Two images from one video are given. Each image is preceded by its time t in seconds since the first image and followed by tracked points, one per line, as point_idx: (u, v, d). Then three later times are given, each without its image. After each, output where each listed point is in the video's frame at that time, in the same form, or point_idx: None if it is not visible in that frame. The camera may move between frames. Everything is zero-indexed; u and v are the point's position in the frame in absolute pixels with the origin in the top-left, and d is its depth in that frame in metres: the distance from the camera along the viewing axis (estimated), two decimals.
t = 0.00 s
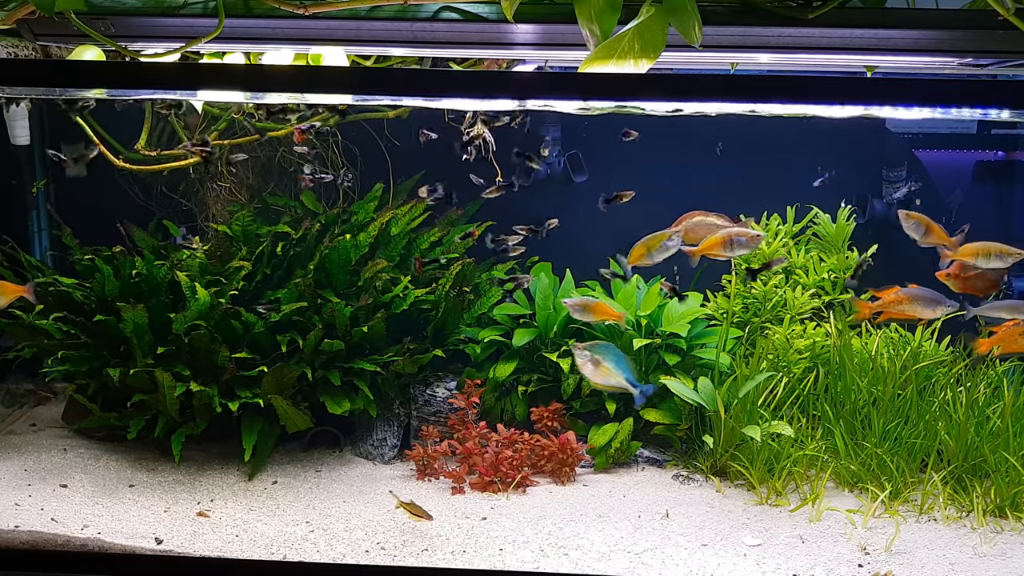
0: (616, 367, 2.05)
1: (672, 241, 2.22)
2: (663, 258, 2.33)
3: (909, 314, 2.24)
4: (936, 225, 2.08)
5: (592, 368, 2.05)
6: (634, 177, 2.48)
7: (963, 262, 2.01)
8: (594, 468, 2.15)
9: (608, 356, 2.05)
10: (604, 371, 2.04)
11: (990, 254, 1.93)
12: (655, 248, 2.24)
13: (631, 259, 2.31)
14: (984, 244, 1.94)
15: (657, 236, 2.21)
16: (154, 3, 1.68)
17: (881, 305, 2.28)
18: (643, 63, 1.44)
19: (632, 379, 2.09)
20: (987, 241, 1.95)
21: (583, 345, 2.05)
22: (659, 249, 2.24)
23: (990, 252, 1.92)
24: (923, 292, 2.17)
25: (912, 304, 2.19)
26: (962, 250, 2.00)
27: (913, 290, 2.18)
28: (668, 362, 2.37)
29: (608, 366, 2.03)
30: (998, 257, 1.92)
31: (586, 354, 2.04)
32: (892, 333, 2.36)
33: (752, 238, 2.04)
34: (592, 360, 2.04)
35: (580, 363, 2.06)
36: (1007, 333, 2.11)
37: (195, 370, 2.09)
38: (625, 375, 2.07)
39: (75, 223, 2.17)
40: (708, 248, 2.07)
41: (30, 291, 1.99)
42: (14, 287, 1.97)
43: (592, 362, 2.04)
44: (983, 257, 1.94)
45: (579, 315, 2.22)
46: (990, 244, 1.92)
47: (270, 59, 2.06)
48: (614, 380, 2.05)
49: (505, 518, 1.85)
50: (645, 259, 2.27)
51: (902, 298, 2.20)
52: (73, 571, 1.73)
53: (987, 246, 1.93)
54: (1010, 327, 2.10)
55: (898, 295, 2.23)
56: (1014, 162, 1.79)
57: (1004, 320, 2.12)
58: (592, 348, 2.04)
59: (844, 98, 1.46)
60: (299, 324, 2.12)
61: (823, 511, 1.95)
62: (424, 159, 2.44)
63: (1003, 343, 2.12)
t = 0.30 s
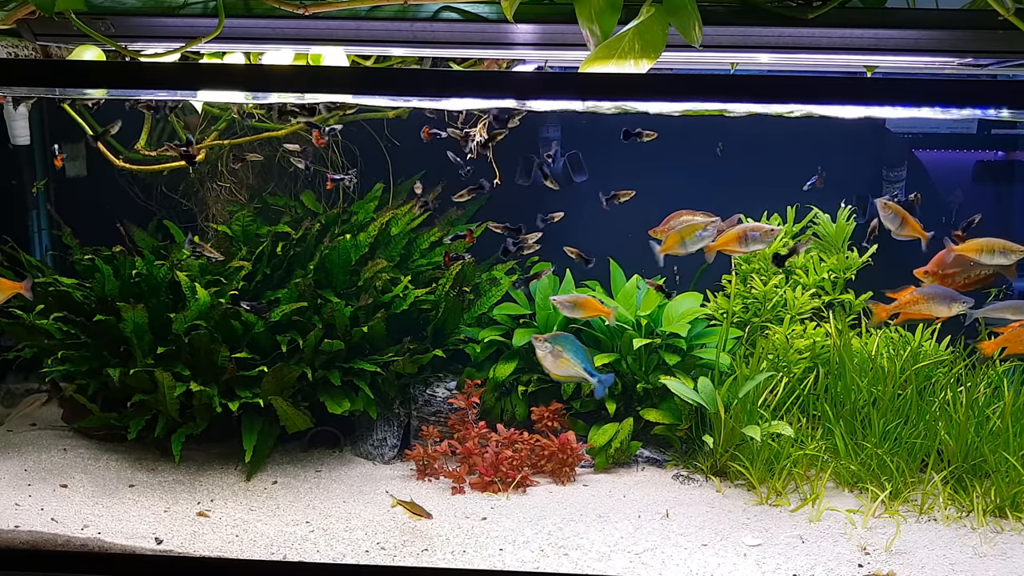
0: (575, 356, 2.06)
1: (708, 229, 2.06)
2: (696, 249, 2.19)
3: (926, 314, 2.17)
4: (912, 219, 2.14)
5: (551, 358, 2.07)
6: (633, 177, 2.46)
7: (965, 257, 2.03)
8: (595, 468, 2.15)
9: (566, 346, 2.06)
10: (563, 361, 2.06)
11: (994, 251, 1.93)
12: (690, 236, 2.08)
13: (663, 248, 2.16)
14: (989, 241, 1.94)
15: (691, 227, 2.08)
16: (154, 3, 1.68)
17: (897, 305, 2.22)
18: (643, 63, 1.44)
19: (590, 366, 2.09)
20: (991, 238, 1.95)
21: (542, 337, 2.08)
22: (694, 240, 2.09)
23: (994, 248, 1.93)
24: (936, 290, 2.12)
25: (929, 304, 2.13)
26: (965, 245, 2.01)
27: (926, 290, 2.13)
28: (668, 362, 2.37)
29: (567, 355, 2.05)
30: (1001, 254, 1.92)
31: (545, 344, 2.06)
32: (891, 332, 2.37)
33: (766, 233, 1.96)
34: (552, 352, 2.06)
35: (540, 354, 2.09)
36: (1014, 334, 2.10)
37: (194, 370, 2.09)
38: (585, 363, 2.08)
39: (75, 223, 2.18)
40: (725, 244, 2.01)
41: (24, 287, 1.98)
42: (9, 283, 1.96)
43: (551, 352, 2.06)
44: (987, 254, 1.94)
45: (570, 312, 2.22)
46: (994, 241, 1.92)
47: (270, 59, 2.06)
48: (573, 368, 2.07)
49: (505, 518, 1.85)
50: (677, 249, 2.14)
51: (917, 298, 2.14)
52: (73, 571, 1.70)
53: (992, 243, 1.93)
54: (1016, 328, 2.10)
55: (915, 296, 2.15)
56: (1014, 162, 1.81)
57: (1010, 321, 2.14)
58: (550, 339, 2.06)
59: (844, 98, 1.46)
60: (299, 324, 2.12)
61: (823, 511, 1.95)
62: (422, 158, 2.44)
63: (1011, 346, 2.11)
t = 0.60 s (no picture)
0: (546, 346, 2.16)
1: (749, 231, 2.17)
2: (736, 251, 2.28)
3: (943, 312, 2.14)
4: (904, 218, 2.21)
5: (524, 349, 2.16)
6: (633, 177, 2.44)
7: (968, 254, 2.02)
8: (594, 468, 2.15)
9: (537, 337, 2.15)
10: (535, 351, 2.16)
11: (999, 248, 1.93)
12: (732, 238, 2.19)
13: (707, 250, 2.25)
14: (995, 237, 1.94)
15: (731, 228, 2.17)
16: (154, 3, 1.69)
17: (913, 305, 2.19)
18: (643, 63, 1.44)
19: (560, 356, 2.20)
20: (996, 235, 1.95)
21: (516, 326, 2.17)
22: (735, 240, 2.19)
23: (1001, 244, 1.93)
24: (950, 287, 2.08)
25: (942, 301, 2.10)
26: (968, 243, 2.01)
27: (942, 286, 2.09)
28: (668, 362, 2.37)
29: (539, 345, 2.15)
30: (1006, 252, 1.93)
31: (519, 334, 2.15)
32: (892, 333, 2.34)
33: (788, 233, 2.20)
34: (524, 342, 2.15)
35: (515, 344, 2.17)
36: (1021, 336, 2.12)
37: (194, 370, 2.09)
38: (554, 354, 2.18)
39: (76, 223, 2.15)
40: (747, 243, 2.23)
41: (22, 282, 2.03)
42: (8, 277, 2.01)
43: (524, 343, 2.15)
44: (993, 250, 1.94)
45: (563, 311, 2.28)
46: (999, 238, 1.93)
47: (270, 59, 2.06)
48: (545, 358, 2.17)
49: (505, 518, 1.85)
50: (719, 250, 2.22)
51: (932, 297, 2.11)
52: (73, 571, 1.73)
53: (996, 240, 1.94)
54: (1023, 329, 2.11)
55: (927, 294, 2.13)
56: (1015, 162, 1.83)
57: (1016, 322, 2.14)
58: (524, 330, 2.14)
59: (844, 98, 1.46)
60: (299, 324, 2.12)
61: (823, 511, 1.95)
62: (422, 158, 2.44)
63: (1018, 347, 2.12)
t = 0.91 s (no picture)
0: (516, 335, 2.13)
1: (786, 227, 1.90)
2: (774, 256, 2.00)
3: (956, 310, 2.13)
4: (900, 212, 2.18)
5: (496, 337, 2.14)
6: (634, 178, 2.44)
7: (973, 252, 2.00)
8: (594, 468, 2.14)
9: (508, 325, 2.14)
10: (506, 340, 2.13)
11: (1004, 246, 1.92)
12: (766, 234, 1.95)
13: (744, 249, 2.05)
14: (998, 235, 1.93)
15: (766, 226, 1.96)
16: (154, 3, 1.68)
17: (926, 303, 2.18)
18: (643, 63, 1.44)
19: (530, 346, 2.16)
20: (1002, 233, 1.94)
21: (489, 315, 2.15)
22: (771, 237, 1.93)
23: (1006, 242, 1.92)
24: (963, 283, 2.07)
25: (955, 299, 2.09)
26: (973, 240, 1.98)
27: (952, 284, 2.08)
28: (668, 362, 2.36)
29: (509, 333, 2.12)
30: (1010, 249, 1.91)
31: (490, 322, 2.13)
32: (891, 333, 2.35)
33: (828, 251, 1.85)
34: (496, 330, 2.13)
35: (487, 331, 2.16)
36: None
37: (195, 370, 2.09)
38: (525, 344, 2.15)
39: (76, 223, 2.14)
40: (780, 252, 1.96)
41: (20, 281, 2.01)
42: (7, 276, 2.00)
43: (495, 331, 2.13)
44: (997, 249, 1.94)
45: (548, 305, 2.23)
46: (1003, 236, 1.92)
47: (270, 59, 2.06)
48: (515, 347, 2.14)
49: (505, 518, 1.85)
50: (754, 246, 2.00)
51: (943, 294, 2.11)
52: (73, 571, 1.72)
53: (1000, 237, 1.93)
54: None
55: (939, 292, 2.13)
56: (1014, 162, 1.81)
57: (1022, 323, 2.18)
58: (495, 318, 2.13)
59: (844, 98, 1.46)
60: (299, 324, 2.12)
61: (823, 511, 1.95)
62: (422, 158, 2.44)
63: None
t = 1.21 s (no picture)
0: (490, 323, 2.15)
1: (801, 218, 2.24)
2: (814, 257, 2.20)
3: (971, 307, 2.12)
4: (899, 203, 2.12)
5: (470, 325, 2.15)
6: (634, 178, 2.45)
7: (974, 250, 2.04)
8: (595, 467, 2.15)
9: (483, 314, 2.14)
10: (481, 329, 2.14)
11: (1008, 244, 1.95)
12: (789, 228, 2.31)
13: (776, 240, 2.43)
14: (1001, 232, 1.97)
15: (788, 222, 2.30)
16: (154, 3, 1.68)
17: (942, 300, 2.19)
18: (643, 63, 1.44)
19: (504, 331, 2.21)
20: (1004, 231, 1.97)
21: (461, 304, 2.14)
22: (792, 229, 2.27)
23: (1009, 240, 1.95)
24: (980, 280, 2.06)
25: (969, 295, 2.09)
26: (976, 239, 2.01)
27: (968, 281, 2.09)
28: (668, 362, 2.37)
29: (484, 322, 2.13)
30: (1015, 248, 1.95)
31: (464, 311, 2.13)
32: (891, 332, 2.33)
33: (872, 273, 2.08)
34: (470, 319, 2.13)
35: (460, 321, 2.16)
36: None
37: (195, 370, 2.09)
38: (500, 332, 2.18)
39: (76, 223, 2.13)
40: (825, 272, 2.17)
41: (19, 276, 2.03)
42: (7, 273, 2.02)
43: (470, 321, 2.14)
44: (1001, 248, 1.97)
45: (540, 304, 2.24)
46: (1008, 234, 1.95)
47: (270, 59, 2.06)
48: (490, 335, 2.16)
49: (505, 518, 1.85)
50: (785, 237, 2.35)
51: (960, 290, 2.11)
52: (73, 571, 1.72)
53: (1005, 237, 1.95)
54: None
55: (955, 287, 2.13)
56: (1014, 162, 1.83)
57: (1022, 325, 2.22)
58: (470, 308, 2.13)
59: (843, 98, 1.46)
60: (299, 324, 2.12)
61: (823, 511, 1.95)
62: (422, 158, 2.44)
63: None
